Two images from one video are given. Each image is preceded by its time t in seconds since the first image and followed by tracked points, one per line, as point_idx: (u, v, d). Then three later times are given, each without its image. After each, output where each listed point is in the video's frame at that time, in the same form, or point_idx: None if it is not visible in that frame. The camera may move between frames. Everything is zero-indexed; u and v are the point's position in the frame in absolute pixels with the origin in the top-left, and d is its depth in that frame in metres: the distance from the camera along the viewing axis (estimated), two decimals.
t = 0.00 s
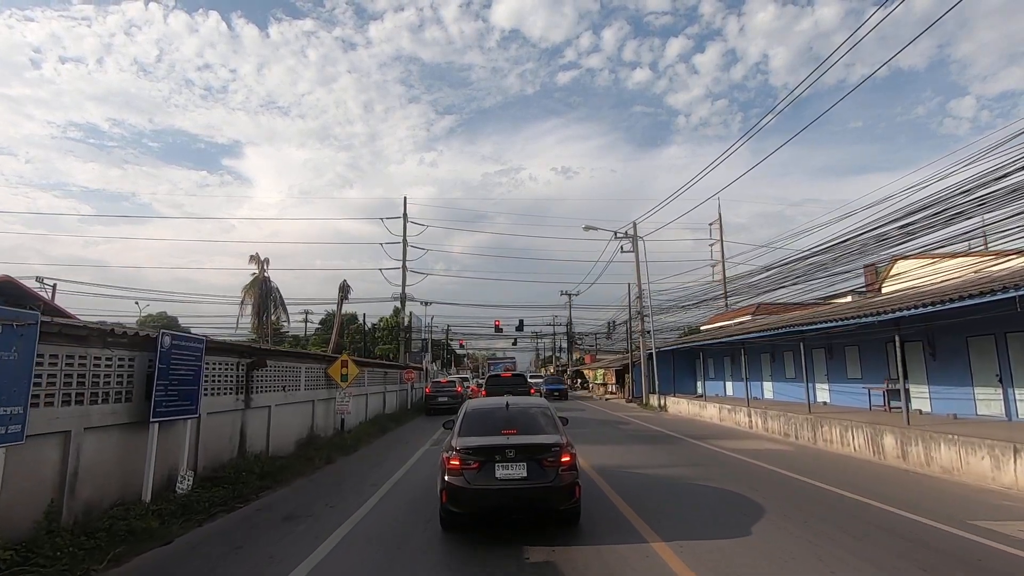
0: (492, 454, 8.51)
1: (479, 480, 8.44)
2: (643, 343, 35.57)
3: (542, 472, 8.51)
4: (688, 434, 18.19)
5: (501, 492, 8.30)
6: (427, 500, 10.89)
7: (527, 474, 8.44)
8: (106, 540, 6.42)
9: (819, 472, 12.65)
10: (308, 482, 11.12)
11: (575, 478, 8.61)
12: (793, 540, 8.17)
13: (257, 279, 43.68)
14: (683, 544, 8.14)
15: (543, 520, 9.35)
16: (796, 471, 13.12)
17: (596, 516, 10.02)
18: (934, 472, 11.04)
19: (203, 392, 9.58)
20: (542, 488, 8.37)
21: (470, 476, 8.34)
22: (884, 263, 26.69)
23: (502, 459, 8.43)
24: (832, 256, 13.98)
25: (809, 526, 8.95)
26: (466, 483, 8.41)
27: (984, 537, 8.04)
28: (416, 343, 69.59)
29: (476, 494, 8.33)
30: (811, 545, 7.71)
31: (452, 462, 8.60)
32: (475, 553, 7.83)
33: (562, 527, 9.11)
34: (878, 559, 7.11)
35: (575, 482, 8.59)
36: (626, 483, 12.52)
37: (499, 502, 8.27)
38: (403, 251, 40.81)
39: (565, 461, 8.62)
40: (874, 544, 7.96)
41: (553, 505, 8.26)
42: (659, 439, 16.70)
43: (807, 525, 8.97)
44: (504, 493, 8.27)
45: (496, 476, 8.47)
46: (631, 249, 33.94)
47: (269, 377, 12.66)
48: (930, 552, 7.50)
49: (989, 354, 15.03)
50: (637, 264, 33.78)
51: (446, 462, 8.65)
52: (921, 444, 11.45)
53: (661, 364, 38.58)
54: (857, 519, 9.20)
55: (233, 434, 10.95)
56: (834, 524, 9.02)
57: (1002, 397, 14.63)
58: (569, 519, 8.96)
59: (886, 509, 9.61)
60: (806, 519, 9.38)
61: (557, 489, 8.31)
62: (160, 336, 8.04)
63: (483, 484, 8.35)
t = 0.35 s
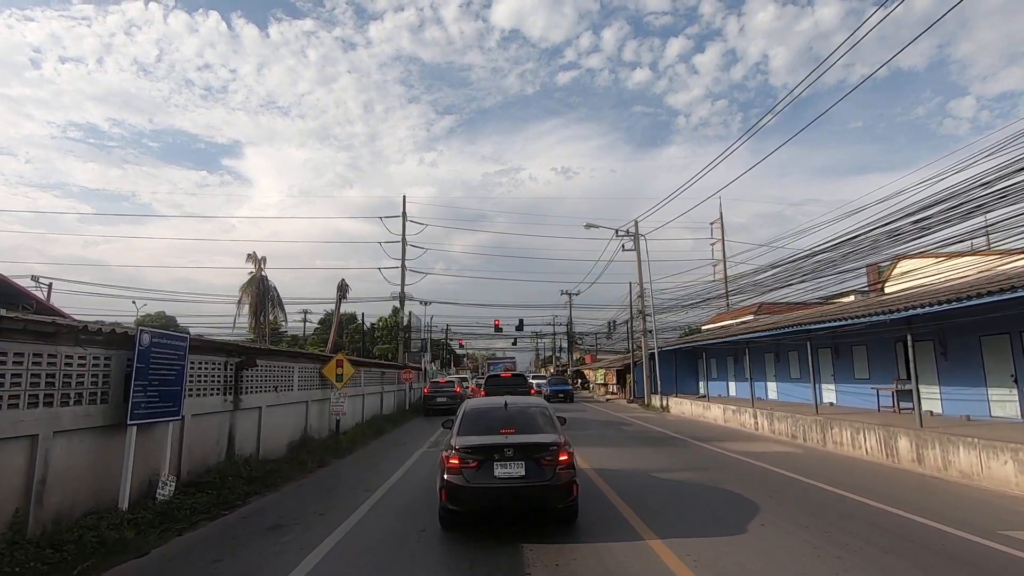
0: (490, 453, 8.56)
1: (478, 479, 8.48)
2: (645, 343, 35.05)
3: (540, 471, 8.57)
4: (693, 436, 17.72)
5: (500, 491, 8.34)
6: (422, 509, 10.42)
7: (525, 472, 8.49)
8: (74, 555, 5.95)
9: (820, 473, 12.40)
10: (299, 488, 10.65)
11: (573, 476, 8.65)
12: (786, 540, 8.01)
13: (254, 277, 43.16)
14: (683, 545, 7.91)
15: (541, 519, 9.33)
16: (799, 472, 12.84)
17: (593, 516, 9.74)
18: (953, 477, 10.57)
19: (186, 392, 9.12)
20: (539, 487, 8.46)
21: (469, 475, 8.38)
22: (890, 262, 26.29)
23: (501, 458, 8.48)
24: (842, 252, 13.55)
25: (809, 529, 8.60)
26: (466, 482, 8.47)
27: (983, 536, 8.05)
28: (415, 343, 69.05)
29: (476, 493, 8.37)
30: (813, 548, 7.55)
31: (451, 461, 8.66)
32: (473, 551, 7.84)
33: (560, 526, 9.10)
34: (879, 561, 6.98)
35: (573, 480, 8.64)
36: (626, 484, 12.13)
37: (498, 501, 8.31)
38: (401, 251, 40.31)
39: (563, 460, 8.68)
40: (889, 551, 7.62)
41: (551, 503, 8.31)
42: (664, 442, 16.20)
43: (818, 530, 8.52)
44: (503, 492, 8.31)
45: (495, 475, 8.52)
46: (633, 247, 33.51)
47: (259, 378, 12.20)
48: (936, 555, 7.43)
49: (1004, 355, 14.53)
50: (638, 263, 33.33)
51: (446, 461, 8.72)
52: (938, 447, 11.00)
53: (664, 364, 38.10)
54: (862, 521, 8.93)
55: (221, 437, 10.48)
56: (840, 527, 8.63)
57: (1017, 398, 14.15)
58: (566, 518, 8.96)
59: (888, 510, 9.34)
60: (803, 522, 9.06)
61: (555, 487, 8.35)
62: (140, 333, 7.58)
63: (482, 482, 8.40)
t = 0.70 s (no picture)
0: (490, 452, 8.93)
1: (477, 477, 8.86)
2: (647, 342, 34.59)
3: (537, 470, 8.94)
4: (696, 437, 17.33)
5: (499, 489, 8.71)
6: (418, 514, 10.02)
7: (522, 471, 8.85)
8: (35, 570, 5.48)
9: (817, 472, 12.52)
10: (289, 493, 10.17)
11: (569, 474, 9.01)
12: (774, 543, 8.18)
13: (252, 275, 42.62)
14: (681, 545, 8.00)
15: (538, 516, 9.66)
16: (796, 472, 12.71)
17: (592, 515, 9.87)
18: (975, 483, 10.09)
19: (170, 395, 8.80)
20: (536, 484, 8.85)
21: (470, 473, 8.73)
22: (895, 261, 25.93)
23: (499, 456, 8.86)
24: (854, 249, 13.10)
25: (810, 532, 8.77)
26: (464, 480, 8.84)
27: (984, 537, 8.36)
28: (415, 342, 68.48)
29: (476, 491, 8.73)
30: (819, 553, 7.72)
31: (451, 460, 9.04)
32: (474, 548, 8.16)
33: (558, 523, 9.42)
34: (882, 567, 7.08)
35: (569, 478, 9.01)
36: (628, 483, 12.23)
37: (497, 499, 8.68)
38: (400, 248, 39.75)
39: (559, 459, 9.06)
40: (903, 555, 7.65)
41: (548, 500, 8.69)
42: (667, 443, 15.78)
43: (836, 541, 8.32)
44: (502, 489, 8.68)
45: (493, 474, 8.87)
46: (635, 246, 33.04)
47: (248, 377, 11.71)
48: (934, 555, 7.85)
49: (1019, 355, 14.10)
50: (640, 262, 32.87)
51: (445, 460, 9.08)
52: (957, 450, 10.54)
53: (666, 363, 37.70)
54: (863, 522, 9.12)
55: (207, 441, 10.00)
56: (848, 534, 8.70)
57: None
58: (562, 515, 9.31)
59: (887, 510, 9.59)
60: (840, 537, 8.56)
61: (552, 485, 8.72)
62: (114, 330, 7.12)
63: (482, 480, 8.76)
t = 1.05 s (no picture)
0: (488, 450, 8.57)
1: (475, 476, 8.49)
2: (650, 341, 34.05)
3: (536, 468, 8.58)
4: (701, 438, 16.85)
5: (497, 488, 8.38)
6: (414, 517, 9.51)
7: (521, 469, 8.50)
8: None
9: (816, 473, 12.20)
10: (278, 498, 9.67)
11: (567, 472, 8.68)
12: (770, 540, 7.84)
13: (249, 274, 42.16)
14: (681, 543, 7.63)
15: (539, 515, 9.34)
16: (795, 472, 12.36)
17: (591, 514, 9.51)
18: (999, 488, 9.57)
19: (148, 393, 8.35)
20: (536, 482, 8.49)
21: (468, 473, 8.39)
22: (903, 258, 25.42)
23: (498, 454, 8.52)
24: (867, 243, 12.61)
25: (810, 530, 8.42)
26: (462, 478, 8.46)
27: (982, 536, 8.18)
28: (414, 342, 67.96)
29: (474, 490, 8.38)
30: (819, 552, 7.32)
31: (449, 458, 8.66)
32: (472, 548, 7.91)
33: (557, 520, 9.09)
34: (883, 567, 6.77)
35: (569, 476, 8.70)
36: (628, 484, 11.84)
37: (494, 498, 8.35)
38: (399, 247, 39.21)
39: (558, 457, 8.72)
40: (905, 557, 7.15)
41: (546, 499, 8.37)
42: (673, 445, 15.28)
43: (829, 540, 7.96)
44: (500, 489, 8.36)
45: (491, 472, 8.49)
46: (637, 243, 32.52)
47: (236, 377, 11.21)
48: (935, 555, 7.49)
49: None
50: (642, 260, 32.34)
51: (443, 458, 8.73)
52: (980, 454, 10.00)
53: (669, 363, 37.20)
54: (860, 521, 8.78)
55: (191, 443, 9.51)
56: (852, 534, 8.28)
57: None
58: (562, 512, 8.99)
59: (887, 509, 9.30)
60: (831, 535, 8.16)
61: (550, 483, 8.41)
62: (84, 325, 6.62)
63: (480, 479, 8.41)
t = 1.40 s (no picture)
0: (485, 448, 8.10)
1: (472, 476, 8.03)
2: (652, 341, 33.53)
3: (534, 466, 8.12)
4: (707, 439, 16.35)
5: (493, 487, 7.92)
6: (412, 519, 9.00)
7: (519, 468, 8.05)
8: None
9: (821, 474, 11.76)
10: (265, 505, 9.14)
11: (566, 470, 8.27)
12: (776, 542, 7.39)
13: (247, 272, 41.72)
14: (684, 545, 7.17)
15: (538, 514, 8.92)
16: (801, 473, 11.87)
17: (589, 514, 9.02)
18: None
19: (126, 392, 7.87)
20: (534, 482, 8.02)
21: (464, 472, 7.94)
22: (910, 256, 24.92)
23: (495, 453, 8.05)
24: (884, 237, 12.13)
25: (808, 528, 8.14)
26: (461, 477, 8.00)
27: (988, 538, 8.05)
28: (413, 341, 67.38)
29: (473, 490, 7.93)
30: (816, 551, 7.07)
31: (449, 456, 8.19)
32: (472, 548, 7.49)
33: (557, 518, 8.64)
34: (882, 567, 6.50)
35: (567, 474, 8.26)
36: (627, 483, 11.37)
37: (491, 499, 7.91)
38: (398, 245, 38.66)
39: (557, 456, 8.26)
40: (910, 560, 6.95)
41: (545, 498, 7.96)
42: (678, 448, 14.78)
43: (828, 541, 7.56)
44: (496, 488, 7.91)
45: (489, 472, 8.02)
46: (640, 241, 31.95)
47: (223, 377, 10.70)
48: (934, 554, 7.32)
49: None
50: (645, 257, 31.78)
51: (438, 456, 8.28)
52: (1004, 458, 9.49)
53: (672, 362, 36.71)
54: (861, 521, 8.60)
55: (173, 446, 8.99)
56: (850, 533, 7.95)
57: None
58: (560, 510, 8.58)
59: (887, 510, 9.07)
60: (832, 538, 7.74)
61: (548, 482, 7.99)
62: (49, 321, 6.10)
63: (478, 478, 7.95)
